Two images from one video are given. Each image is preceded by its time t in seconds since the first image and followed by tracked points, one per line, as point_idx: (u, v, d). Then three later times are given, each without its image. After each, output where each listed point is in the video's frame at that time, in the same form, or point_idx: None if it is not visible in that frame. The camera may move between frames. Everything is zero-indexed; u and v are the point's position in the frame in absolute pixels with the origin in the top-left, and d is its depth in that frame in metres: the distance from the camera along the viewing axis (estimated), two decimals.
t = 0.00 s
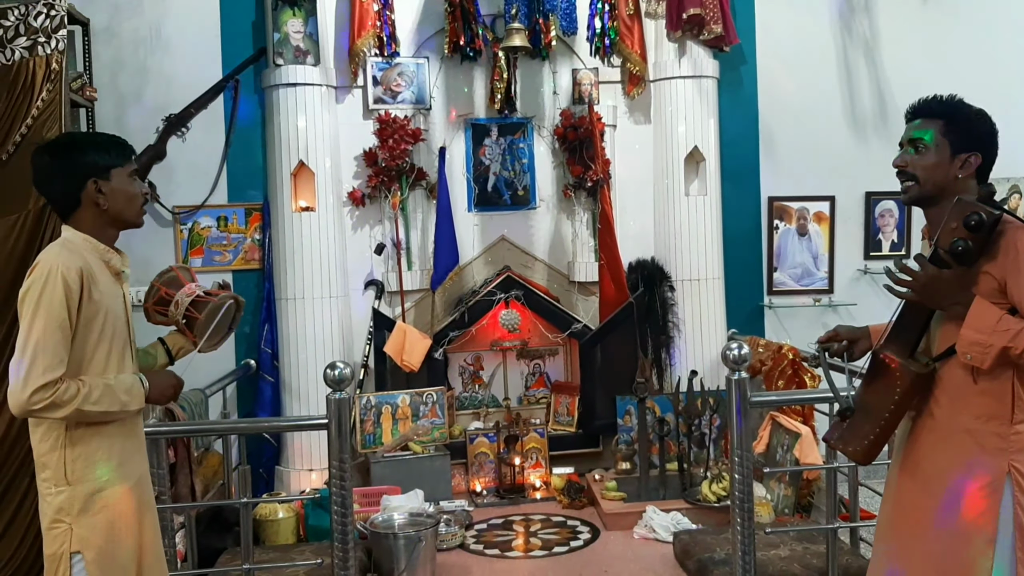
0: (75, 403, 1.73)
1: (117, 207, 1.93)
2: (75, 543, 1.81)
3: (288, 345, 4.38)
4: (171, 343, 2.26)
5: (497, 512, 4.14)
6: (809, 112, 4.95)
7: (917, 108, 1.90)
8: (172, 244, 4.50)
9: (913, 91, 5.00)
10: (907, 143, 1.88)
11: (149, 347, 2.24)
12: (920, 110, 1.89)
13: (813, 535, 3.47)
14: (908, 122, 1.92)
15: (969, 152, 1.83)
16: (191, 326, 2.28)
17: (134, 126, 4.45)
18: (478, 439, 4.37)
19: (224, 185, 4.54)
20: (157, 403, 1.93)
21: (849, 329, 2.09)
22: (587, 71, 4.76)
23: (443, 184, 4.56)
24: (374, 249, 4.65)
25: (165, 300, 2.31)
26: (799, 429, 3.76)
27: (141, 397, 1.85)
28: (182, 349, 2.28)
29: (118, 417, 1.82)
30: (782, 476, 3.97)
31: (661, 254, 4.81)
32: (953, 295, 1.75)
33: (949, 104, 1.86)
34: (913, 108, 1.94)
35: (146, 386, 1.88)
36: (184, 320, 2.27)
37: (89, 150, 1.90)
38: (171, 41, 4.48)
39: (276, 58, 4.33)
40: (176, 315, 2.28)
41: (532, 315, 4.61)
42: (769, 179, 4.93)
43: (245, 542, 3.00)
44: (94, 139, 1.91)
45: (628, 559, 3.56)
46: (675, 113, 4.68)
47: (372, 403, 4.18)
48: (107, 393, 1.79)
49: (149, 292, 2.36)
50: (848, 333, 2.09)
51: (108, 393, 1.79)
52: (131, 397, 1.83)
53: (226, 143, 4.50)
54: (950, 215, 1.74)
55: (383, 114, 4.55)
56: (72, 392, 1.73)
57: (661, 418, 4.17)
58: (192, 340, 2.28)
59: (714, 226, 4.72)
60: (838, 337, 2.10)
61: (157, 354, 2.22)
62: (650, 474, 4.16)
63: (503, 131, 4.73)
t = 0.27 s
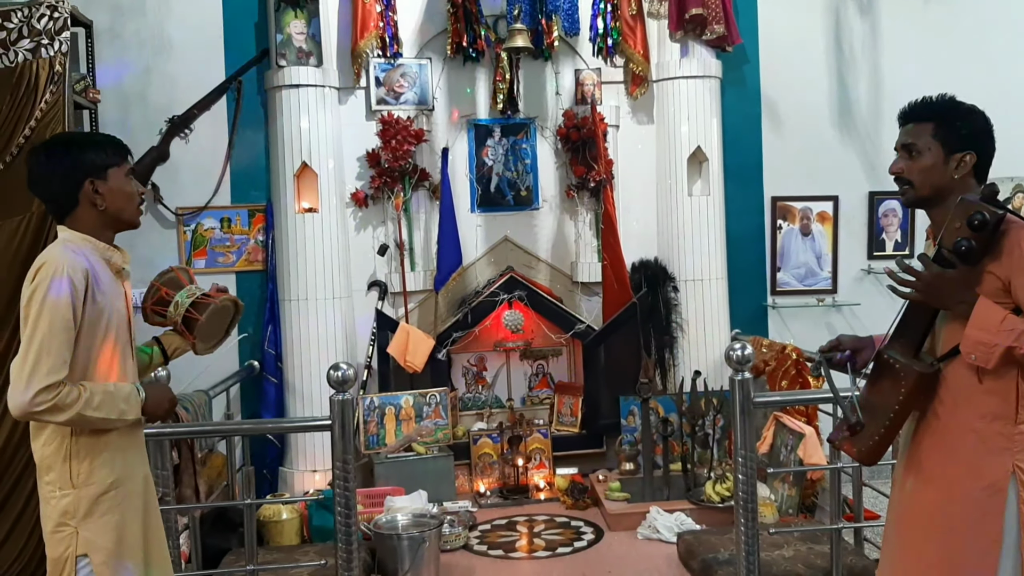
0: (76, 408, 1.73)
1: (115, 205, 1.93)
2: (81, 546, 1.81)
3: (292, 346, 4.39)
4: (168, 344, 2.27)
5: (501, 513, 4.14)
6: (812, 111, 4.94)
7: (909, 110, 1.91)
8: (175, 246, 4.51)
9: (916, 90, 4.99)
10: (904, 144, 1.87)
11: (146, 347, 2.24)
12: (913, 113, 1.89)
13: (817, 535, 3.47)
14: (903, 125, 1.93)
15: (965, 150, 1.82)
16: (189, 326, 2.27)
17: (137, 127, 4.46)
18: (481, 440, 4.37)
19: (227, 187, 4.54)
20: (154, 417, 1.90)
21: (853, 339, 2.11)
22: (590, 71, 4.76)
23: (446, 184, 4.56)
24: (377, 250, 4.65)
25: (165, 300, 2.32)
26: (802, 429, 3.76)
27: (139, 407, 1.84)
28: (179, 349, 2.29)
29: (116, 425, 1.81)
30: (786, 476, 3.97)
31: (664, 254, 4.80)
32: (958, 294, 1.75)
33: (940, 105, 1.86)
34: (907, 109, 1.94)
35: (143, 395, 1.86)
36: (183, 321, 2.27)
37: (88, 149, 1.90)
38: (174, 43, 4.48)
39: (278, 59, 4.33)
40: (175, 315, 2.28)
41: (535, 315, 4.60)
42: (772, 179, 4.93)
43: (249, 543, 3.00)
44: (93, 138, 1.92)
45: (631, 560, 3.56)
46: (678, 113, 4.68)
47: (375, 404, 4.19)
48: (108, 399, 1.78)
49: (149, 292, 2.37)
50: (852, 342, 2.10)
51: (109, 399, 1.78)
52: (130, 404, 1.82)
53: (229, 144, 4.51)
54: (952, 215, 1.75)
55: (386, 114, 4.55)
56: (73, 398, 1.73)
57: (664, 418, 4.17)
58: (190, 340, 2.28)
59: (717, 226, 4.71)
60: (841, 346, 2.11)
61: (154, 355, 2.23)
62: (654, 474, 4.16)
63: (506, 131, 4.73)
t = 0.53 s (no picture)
0: (80, 413, 1.73)
1: (119, 206, 1.93)
2: (88, 547, 1.82)
3: (296, 347, 4.39)
4: (174, 342, 2.27)
5: (505, 513, 4.14)
6: (815, 111, 4.93)
7: (910, 115, 1.90)
8: (179, 247, 4.51)
9: (920, 89, 4.98)
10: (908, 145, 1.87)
11: (150, 345, 2.24)
12: (914, 118, 1.89)
13: (822, 535, 3.46)
14: (903, 128, 1.92)
15: (968, 150, 1.82)
16: (192, 326, 2.27)
17: (140, 129, 4.46)
18: (485, 440, 4.37)
19: (231, 188, 4.54)
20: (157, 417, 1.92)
21: (859, 349, 2.09)
22: (593, 71, 4.76)
23: (450, 185, 4.56)
24: (381, 250, 4.65)
25: (165, 301, 2.31)
26: (807, 429, 3.75)
27: (145, 409, 1.85)
28: (184, 347, 2.29)
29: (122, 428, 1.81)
30: (790, 476, 3.96)
31: (668, 254, 4.80)
32: (962, 296, 1.74)
33: (940, 105, 1.85)
34: (909, 109, 1.93)
35: (149, 396, 1.87)
36: (185, 320, 2.27)
37: (93, 149, 1.91)
38: (177, 44, 4.49)
39: (282, 60, 4.34)
40: (177, 315, 2.27)
41: (539, 315, 4.60)
42: (775, 178, 4.92)
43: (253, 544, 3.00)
44: (98, 139, 1.92)
45: (636, 560, 3.56)
46: (682, 112, 4.68)
47: (380, 405, 4.23)
48: (112, 403, 1.78)
49: (149, 293, 2.36)
50: (858, 352, 2.09)
51: (113, 404, 1.78)
52: (135, 408, 1.82)
53: (232, 146, 4.51)
54: (956, 216, 1.74)
55: (389, 115, 4.55)
56: (77, 402, 1.73)
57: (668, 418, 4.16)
58: (193, 339, 2.29)
59: (721, 226, 4.70)
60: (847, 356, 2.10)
61: (158, 353, 2.23)
62: (658, 474, 4.15)
63: (510, 131, 4.73)
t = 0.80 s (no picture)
0: (81, 414, 1.74)
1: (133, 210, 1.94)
2: (99, 547, 1.82)
3: (302, 348, 4.40)
4: (186, 350, 2.28)
5: (511, 515, 4.14)
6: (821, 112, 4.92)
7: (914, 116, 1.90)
8: (186, 248, 4.52)
9: (927, 90, 4.97)
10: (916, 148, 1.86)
11: (162, 352, 2.26)
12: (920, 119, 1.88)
13: (828, 537, 3.45)
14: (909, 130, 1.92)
15: (977, 151, 1.81)
16: (203, 333, 2.29)
17: (148, 130, 4.48)
18: (491, 441, 4.37)
19: (238, 189, 4.55)
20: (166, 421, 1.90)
21: (870, 347, 2.07)
22: (599, 72, 4.76)
23: (456, 187, 4.56)
24: (387, 252, 4.66)
25: (177, 308, 2.30)
26: (814, 430, 3.75)
27: (150, 412, 1.84)
28: (196, 354, 2.30)
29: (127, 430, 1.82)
30: (796, 477, 3.96)
31: (675, 256, 4.80)
32: (971, 300, 1.74)
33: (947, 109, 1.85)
34: (912, 114, 1.93)
35: (155, 400, 1.87)
36: (196, 328, 2.28)
37: (108, 154, 1.92)
38: (184, 46, 4.50)
39: (288, 62, 4.35)
40: (188, 323, 2.28)
41: (545, 316, 4.60)
42: (781, 179, 4.91)
43: (260, 545, 3.00)
44: (114, 144, 1.93)
45: (642, 561, 3.56)
46: (688, 113, 4.67)
47: (385, 406, 4.23)
48: (115, 405, 1.79)
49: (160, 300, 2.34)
50: (868, 351, 2.06)
51: (116, 405, 1.79)
52: (140, 410, 1.82)
53: (239, 147, 4.52)
54: (964, 221, 1.74)
55: (395, 117, 4.56)
56: (79, 403, 1.74)
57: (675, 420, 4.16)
58: (204, 345, 2.30)
59: (727, 227, 4.70)
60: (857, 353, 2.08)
61: (169, 360, 2.26)
62: (664, 476, 4.15)
63: (515, 133, 4.74)
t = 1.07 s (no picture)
0: (83, 424, 1.72)
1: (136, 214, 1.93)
2: (105, 555, 1.81)
3: (311, 350, 4.39)
4: (191, 353, 2.26)
5: (519, 517, 4.12)
6: (831, 111, 4.89)
7: (922, 116, 1.87)
8: (194, 251, 4.52)
9: (937, 88, 4.93)
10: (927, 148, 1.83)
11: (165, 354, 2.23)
12: (927, 118, 1.86)
13: (840, 539, 3.42)
14: (916, 130, 1.89)
15: (988, 151, 1.78)
16: (209, 338, 2.28)
17: (155, 133, 4.47)
18: (500, 443, 4.36)
19: (246, 191, 4.55)
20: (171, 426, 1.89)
21: (884, 341, 2.05)
22: (607, 72, 4.73)
23: (464, 188, 4.55)
24: (395, 253, 4.65)
25: (184, 311, 2.34)
26: (824, 432, 3.71)
27: (155, 419, 1.83)
28: (201, 359, 2.28)
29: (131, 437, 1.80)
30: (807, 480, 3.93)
31: (684, 256, 4.77)
32: (983, 305, 1.68)
33: (951, 109, 1.82)
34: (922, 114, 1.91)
35: (159, 406, 1.85)
36: (203, 332, 2.29)
37: (116, 157, 1.91)
38: (191, 48, 4.50)
39: (295, 64, 4.34)
40: (195, 327, 2.30)
41: (553, 318, 4.58)
42: (791, 179, 4.88)
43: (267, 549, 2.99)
44: (119, 148, 1.93)
45: (652, 565, 3.53)
46: (697, 113, 4.64)
47: (394, 408, 4.27)
48: (118, 413, 1.77)
49: (169, 304, 2.40)
50: (883, 344, 2.05)
51: (119, 414, 1.77)
52: (143, 417, 1.80)
53: (247, 149, 4.52)
54: (974, 225, 1.68)
55: (403, 118, 4.54)
56: (80, 413, 1.72)
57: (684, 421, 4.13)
58: (210, 351, 2.28)
59: (736, 227, 4.67)
60: (872, 348, 2.06)
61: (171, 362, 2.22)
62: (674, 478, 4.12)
63: (523, 133, 4.72)
